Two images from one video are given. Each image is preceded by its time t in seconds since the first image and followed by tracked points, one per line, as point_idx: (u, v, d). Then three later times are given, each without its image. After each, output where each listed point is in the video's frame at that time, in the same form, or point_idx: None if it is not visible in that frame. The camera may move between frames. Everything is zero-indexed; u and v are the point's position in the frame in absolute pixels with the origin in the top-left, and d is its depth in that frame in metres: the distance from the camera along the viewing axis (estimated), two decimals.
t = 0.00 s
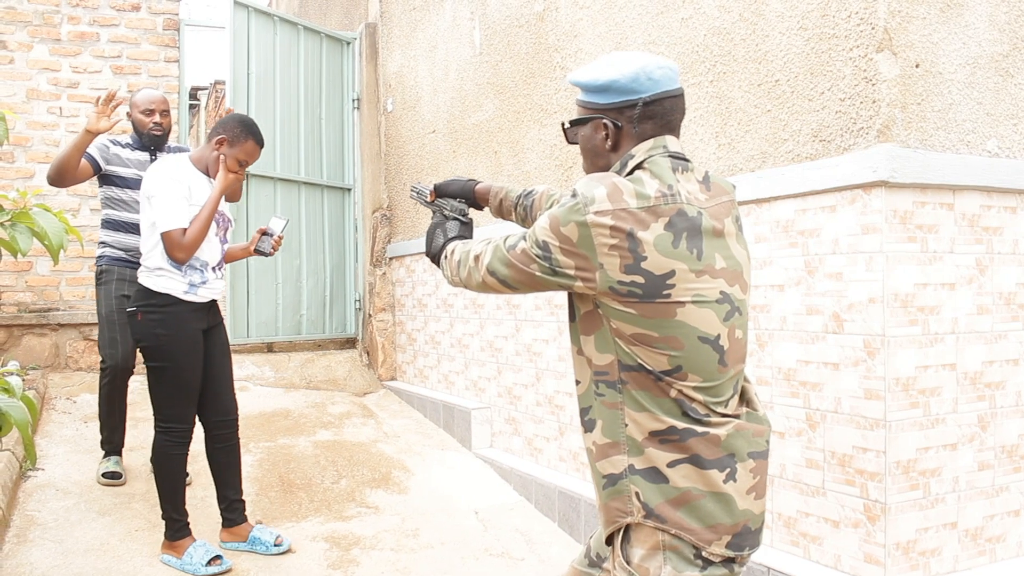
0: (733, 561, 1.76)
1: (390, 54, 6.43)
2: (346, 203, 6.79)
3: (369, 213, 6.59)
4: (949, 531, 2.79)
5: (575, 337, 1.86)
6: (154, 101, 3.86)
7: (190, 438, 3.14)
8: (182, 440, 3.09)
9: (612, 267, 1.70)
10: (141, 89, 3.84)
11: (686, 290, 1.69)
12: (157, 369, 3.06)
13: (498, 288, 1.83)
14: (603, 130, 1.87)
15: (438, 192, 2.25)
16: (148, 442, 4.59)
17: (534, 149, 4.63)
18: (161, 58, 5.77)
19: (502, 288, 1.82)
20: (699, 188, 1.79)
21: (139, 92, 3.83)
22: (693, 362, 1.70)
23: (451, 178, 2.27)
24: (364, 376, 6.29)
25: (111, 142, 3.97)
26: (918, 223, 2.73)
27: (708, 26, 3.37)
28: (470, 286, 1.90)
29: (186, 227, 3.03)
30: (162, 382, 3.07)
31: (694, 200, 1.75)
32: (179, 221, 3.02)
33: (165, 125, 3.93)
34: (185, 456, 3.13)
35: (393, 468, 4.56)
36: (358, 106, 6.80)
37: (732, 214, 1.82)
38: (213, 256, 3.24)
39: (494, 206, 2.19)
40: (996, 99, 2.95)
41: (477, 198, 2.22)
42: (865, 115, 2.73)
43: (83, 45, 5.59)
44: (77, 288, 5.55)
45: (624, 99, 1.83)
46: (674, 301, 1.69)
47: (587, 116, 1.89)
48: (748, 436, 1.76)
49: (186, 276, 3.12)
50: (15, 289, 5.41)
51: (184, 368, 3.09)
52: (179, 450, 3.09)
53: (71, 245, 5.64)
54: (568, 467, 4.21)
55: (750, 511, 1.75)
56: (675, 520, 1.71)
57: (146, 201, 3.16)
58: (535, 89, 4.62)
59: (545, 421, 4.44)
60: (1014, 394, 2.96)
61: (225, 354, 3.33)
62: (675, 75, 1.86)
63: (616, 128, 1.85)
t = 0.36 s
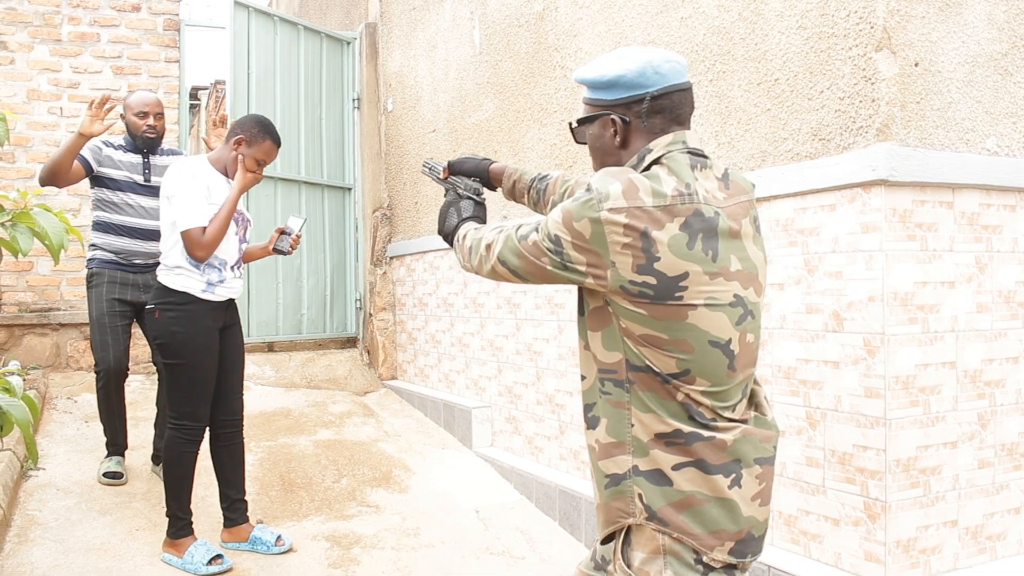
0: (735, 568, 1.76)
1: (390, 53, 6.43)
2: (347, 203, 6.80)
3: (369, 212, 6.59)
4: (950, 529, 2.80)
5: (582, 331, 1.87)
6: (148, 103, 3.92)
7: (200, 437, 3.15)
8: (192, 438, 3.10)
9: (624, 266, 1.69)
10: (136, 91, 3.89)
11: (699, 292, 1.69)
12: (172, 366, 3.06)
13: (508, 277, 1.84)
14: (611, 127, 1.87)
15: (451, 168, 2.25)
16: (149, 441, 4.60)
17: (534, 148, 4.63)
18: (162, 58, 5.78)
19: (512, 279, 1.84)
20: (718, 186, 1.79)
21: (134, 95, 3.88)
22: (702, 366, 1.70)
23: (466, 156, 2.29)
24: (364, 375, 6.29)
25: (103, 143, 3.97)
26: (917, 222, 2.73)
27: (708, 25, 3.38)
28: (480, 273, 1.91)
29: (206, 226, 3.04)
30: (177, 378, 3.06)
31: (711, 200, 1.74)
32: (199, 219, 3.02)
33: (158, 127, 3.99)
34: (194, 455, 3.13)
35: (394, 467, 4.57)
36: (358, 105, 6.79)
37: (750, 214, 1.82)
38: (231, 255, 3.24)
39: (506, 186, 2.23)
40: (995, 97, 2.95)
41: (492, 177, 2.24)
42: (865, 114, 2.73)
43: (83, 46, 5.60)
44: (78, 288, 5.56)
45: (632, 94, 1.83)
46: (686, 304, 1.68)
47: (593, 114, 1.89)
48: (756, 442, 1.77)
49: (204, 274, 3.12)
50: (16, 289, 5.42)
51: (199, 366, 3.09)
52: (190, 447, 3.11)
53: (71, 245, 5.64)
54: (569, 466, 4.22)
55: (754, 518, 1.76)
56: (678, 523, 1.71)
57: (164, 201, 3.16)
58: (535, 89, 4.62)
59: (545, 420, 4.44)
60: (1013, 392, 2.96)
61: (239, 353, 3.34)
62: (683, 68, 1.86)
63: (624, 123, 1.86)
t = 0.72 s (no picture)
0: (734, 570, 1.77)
1: (385, 53, 6.43)
2: (342, 203, 6.79)
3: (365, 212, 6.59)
4: (944, 528, 2.80)
5: (587, 328, 1.87)
6: (145, 102, 3.92)
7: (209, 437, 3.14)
8: (200, 438, 3.10)
9: (632, 265, 1.69)
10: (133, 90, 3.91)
11: (708, 294, 1.68)
12: (179, 366, 3.06)
13: (514, 274, 1.83)
14: (615, 125, 1.87)
15: (460, 164, 2.25)
16: (144, 442, 4.59)
17: (529, 148, 4.64)
18: (157, 58, 5.76)
19: (521, 274, 1.83)
20: (729, 185, 1.79)
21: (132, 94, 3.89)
22: (708, 368, 1.71)
23: (474, 152, 2.28)
24: (360, 375, 6.29)
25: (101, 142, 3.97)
26: (912, 221, 2.74)
27: (703, 25, 3.38)
28: (485, 269, 1.90)
29: (209, 224, 3.04)
30: (183, 378, 3.06)
31: (722, 200, 1.74)
32: (203, 218, 3.03)
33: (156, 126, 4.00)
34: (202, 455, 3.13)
35: (389, 467, 4.57)
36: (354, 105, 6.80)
37: (760, 215, 1.82)
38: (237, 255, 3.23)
39: (516, 182, 2.22)
40: (989, 97, 2.96)
41: (500, 173, 2.25)
42: (859, 114, 2.73)
43: (78, 45, 5.59)
44: (73, 288, 5.55)
45: (636, 92, 1.82)
46: (694, 306, 1.68)
47: (597, 112, 1.88)
48: (759, 446, 1.77)
49: (208, 274, 3.10)
50: (10, 289, 5.41)
51: (206, 366, 3.08)
52: (198, 447, 3.11)
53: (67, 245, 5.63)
54: (565, 466, 4.22)
55: (755, 522, 1.76)
56: (679, 526, 1.71)
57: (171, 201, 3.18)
58: (530, 88, 4.62)
59: (542, 420, 4.44)
60: (1007, 391, 2.97)
61: (246, 353, 3.33)
62: (688, 66, 1.85)
63: (629, 121, 1.85)
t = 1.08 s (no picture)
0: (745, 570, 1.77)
1: (383, 56, 6.43)
2: (339, 205, 6.79)
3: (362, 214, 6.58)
4: (940, 531, 2.81)
5: (587, 336, 1.87)
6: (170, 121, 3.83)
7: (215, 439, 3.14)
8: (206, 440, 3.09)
9: (627, 271, 1.70)
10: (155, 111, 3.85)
11: (703, 297, 1.69)
12: (182, 369, 3.06)
13: (511, 280, 1.83)
14: (616, 129, 1.88)
15: (460, 179, 2.28)
16: (141, 444, 4.58)
17: (526, 151, 4.64)
18: (154, 60, 5.76)
19: (517, 281, 1.83)
20: (722, 189, 1.80)
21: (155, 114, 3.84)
22: (708, 371, 1.71)
23: (474, 167, 2.30)
24: (356, 378, 6.29)
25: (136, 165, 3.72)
26: (908, 225, 2.75)
27: (700, 28, 3.39)
28: (484, 274, 1.90)
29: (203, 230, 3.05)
30: (188, 380, 3.06)
31: (716, 204, 1.75)
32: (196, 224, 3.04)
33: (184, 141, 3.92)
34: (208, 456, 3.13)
35: (386, 470, 4.56)
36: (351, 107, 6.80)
37: (755, 218, 1.83)
38: (236, 258, 3.22)
39: (514, 196, 2.22)
40: (984, 101, 2.97)
41: (499, 187, 2.24)
42: (856, 118, 2.74)
43: (75, 47, 5.58)
44: (69, 290, 5.54)
45: (638, 97, 1.83)
46: (690, 309, 1.69)
47: (600, 115, 1.90)
48: (763, 446, 1.77)
49: (207, 277, 3.10)
50: (6, 291, 5.39)
51: (209, 367, 3.08)
52: (203, 448, 3.10)
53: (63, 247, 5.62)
54: (562, 469, 4.22)
55: (763, 522, 1.76)
56: (688, 528, 1.71)
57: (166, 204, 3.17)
58: (528, 91, 4.63)
59: (539, 423, 4.44)
60: (1002, 394, 2.97)
61: (247, 355, 3.33)
62: (693, 73, 1.86)
63: (629, 126, 1.86)
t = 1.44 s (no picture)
0: (703, 557, 1.77)
1: (380, 64, 6.45)
2: (336, 213, 6.77)
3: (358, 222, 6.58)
4: (935, 541, 2.81)
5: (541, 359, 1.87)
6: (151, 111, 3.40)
7: (203, 449, 3.09)
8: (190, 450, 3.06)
9: (576, 290, 1.72)
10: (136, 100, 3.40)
11: (645, 309, 1.72)
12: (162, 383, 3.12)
13: (472, 314, 1.85)
14: (563, 167, 1.89)
15: (417, 227, 2.24)
16: (135, 452, 4.56)
17: (522, 160, 4.65)
18: (151, 67, 5.76)
19: (476, 314, 1.85)
20: (653, 219, 1.82)
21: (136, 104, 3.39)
22: (655, 376, 1.72)
23: (430, 214, 2.26)
24: (352, 386, 6.28)
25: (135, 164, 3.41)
26: (903, 236, 2.76)
27: (696, 39, 3.40)
28: (445, 313, 1.92)
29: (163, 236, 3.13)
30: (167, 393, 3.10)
31: (650, 229, 1.79)
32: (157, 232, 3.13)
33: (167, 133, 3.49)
34: (195, 466, 3.09)
35: (381, 478, 4.55)
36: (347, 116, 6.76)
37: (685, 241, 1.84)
38: (202, 263, 3.22)
39: (470, 241, 2.20)
40: (979, 113, 2.99)
41: (453, 233, 2.21)
42: (851, 129, 2.76)
43: (72, 54, 5.59)
44: (64, 297, 5.52)
45: (585, 139, 1.86)
46: (634, 320, 1.72)
47: (548, 153, 1.91)
48: (711, 442, 1.78)
49: (174, 286, 3.15)
50: (2, 298, 5.38)
51: (183, 377, 3.09)
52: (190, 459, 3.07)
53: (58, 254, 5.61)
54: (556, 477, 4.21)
55: (713, 510, 1.76)
56: (647, 522, 1.72)
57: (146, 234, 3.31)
58: (523, 101, 4.64)
59: (533, 432, 4.45)
60: (998, 405, 2.98)
61: (244, 366, 3.30)
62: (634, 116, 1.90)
63: (576, 165, 1.88)
